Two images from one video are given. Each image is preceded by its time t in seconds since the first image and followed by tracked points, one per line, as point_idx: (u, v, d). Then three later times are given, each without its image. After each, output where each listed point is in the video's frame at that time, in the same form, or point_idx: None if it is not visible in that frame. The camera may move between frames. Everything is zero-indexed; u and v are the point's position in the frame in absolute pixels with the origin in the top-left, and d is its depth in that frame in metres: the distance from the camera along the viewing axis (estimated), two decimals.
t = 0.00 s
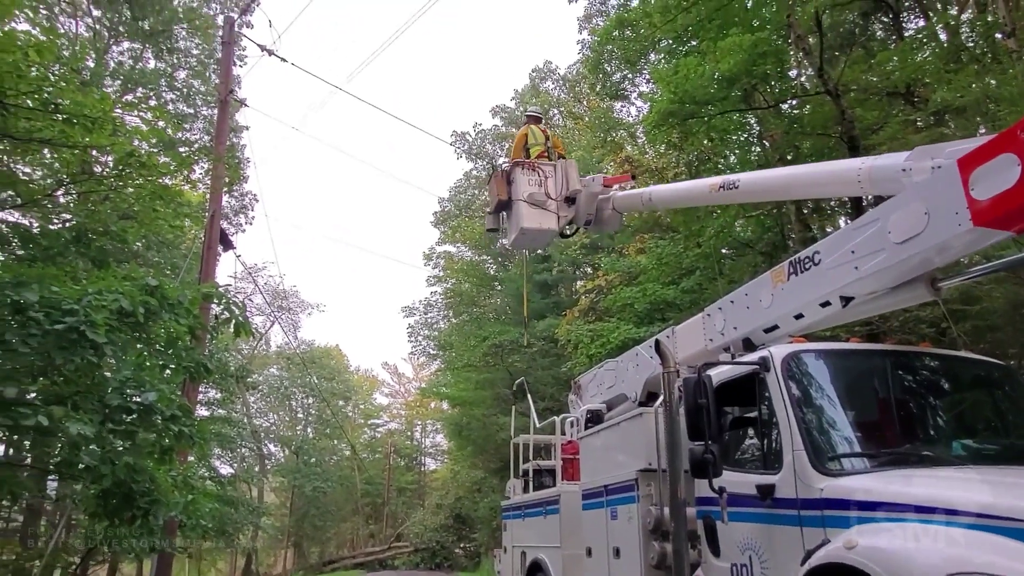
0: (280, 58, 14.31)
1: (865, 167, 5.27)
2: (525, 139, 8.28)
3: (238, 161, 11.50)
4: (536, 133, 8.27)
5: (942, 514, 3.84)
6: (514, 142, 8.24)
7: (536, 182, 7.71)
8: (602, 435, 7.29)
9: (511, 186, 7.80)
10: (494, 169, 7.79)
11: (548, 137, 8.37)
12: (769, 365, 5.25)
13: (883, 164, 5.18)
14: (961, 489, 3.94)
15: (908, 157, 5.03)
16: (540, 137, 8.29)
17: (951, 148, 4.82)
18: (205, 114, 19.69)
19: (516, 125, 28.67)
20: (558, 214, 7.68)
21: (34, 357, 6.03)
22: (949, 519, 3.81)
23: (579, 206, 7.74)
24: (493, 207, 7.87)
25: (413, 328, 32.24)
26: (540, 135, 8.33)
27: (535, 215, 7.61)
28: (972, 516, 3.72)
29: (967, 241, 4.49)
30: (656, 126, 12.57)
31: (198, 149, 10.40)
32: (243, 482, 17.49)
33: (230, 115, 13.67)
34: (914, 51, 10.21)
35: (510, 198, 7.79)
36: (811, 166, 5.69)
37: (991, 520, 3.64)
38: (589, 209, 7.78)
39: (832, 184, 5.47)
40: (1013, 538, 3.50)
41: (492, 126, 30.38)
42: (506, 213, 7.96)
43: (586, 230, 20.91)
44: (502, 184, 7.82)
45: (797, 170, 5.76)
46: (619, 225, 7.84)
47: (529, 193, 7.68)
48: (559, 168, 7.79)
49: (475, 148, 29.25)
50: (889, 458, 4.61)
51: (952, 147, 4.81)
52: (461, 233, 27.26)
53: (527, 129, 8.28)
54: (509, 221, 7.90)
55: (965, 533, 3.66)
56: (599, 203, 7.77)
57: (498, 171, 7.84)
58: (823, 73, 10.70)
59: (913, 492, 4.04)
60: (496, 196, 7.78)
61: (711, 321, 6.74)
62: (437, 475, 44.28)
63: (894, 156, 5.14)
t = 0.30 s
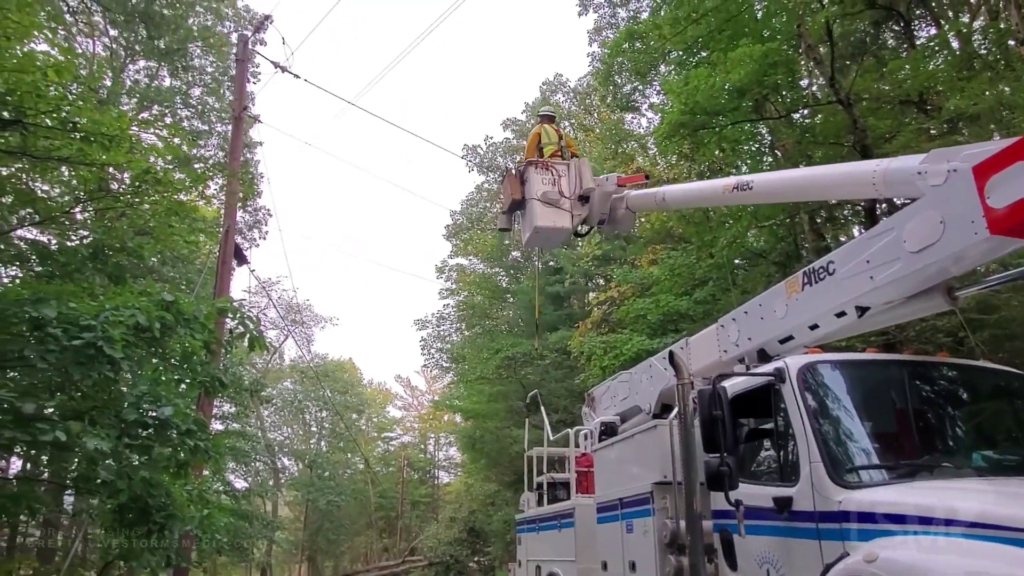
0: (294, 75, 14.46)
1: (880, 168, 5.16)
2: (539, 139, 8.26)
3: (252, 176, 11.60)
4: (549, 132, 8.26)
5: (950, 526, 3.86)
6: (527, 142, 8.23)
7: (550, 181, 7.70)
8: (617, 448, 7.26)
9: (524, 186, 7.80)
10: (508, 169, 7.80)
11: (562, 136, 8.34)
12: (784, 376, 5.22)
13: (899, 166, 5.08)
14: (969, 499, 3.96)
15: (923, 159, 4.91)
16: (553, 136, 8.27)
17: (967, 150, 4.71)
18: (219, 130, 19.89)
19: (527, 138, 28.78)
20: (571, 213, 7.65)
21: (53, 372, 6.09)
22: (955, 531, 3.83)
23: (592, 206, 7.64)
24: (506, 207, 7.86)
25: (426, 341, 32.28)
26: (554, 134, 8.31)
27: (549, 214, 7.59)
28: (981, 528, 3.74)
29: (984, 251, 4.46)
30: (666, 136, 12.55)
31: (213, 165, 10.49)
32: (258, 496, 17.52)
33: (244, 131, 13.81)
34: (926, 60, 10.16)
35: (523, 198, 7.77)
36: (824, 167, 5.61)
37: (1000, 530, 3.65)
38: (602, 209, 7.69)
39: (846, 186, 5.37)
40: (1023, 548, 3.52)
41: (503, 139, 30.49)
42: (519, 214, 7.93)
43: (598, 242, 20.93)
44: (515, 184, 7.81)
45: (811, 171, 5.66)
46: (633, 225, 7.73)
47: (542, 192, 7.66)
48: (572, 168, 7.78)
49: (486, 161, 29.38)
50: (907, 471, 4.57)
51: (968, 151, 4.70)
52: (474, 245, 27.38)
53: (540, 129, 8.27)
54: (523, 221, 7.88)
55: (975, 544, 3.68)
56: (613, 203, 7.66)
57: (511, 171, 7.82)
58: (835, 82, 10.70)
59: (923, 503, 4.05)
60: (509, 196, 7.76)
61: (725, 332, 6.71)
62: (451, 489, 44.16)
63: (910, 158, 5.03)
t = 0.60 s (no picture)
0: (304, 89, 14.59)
1: (890, 169, 5.14)
2: (548, 135, 8.28)
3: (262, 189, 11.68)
4: (559, 129, 8.27)
5: (955, 535, 3.87)
6: (537, 139, 8.25)
7: (560, 177, 7.67)
8: (628, 458, 7.23)
9: (534, 182, 7.76)
10: (517, 166, 7.77)
11: (571, 132, 8.35)
12: (796, 386, 5.18)
13: (910, 166, 5.06)
14: (975, 506, 3.96)
15: (935, 160, 4.89)
16: (563, 133, 8.27)
17: (978, 151, 4.71)
18: (230, 144, 20.06)
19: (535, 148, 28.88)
20: (581, 209, 7.61)
21: (66, 385, 6.13)
22: (959, 539, 3.85)
23: (602, 201, 7.63)
24: (516, 204, 7.82)
25: (435, 351, 32.31)
26: (563, 131, 8.32)
27: (559, 210, 7.53)
28: (984, 536, 3.76)
29: (996, 257, 4.43)
30: (674, 146, 12.57)
31: (224, 178, 10.57)
32: (270, 508, 17.52)
33: (254, 144, 13.92)
34: (934, 66, 10.38)
35: (533, 194, 7.73)
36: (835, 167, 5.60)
37: (1001, 537, 3.67)
38: (612, 205, 7.69)
39: (856, 186, 5.36)
40: None
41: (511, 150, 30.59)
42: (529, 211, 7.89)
43: (607, 251, 20.95)
44: (525, 180, 7.77)
45: (822, 170, 5.65)
46: (642, 222, 7.73)
47: (552, 188, 7.62)
48: (582, 164, 7.79)
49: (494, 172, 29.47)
50: (922, 480, 4.54)
51: (980, 151, 4.70)
52: (482, 256, 27.47)
53: (550, 126, 8.29)
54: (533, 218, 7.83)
55: (980, 552, 3.69)
56: (623, 199, 7.66)
57: (521, 168, 7.80)
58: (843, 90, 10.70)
59: (927, 512, 4.07)
60: (520, 192, 7.73)
61: (736, 340, 6.69)
62: (461, 500, 44.08)
63: (921, 159, 5.01)
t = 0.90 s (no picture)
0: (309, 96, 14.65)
1: (898, 165, 5.12)
2: (555, 128, 8.30)
3: (269, 196, 11.73)
4: (566, 121, 8.30)
5: (961, 540, 3.88)
6: (543, 132, 8.27)
7: (565, 169, 7.72)
8: (636, 463, 7.21)
9: (540, 174, 7.82)
10: (523, 158, 7.84)
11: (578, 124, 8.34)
12: (804, 390, 5.16)
13: (917, 163, 5.02)
14: (984, 512, 3.96)
15: (942, 157, 4.87)
16: (569, 125, 8.29)
17: (986, 149, 4.71)
18: (236, 151, 20.14)
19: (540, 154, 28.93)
20: (587, 200, 7.65)
21: (74, 392, 6.14)
22: (966, 544, 3.85)
23: (607, 193, 7.59)
24: (523, 196, 7.90)
25: (441, 357, 32.33)
26: (570, 122, 8.33)
27: (565, 201, 7.61)
28: (990, 541, 3.77)
29: (1004, 260, 4.42)
30: (679, 150, 12.57)
31: (231, 186, 10.61)
32: (277, 514, 17.54)
33: (261, 152, 13.98)
34: (940, 68, 10.39)
35: (539, 186, 7.80)
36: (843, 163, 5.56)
37: (1009, 541, 3.67)
38: (618, 197, 7.62)
39: (864, 182, 5.34)
40: None
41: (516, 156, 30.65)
42: (536, 202, 7.97)
43: (612, 256, 20.98)
44: (531, 172, 7.85)
45: (829, 166, 5.62)
46: (649, 214, 7.65)
47: (558, 180, 7.68)
48: (588, 155, 7.79)
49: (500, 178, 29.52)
50: (932, 485, 4.52)
51: (988, 149, 4.70)
52: (488, 261, 27.51)
53: (556, 117, 8.31)
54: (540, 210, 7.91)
55: (988, 556, 3.69)
56: (629, 190, 7.58)
57: (527, 160, 7.87)
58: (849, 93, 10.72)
59: (934, 517, 4.07)
60: (526, 184, 7.81)
61: (743, 345, 6.68)
62: (468, 506, 44.04)
63: (928, 155, 4.98)
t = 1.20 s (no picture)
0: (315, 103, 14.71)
1: (905, 161, 5.04)
2: (560, 120, 8.28)
3: (275, 203, 11.78)
4: (571, 113, 8.29)
5: (962, 544, 3.89)
6: (548, 123, 8.25)
7: (572, 160, 7.67)
8: (642, 468, 7.19)
9: (547, 166, 7.74)
10: (529, 150, 7.76)
11: (583, 117, 8.35)
12: (811, 394, 5.14)
13: (924, 158, 4.94)
14: (990, 516, 3.93)
15: (950, 154, 4.80)
16: (574, 117, 8.28)
17: (994, 146, 4.60)
18: (242, 158, 20.21)
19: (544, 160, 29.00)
20: (594, 192, 7.61)
21: (82, 400, 6.15)
22: (967, 549, 3.86)
23: (614, 184, 7.59)
24: (528, 188, 7.83)
25: (447, 363, 32.35)
26: (575, 115, 8.33)
27: (572, 192, 7.56)
28: (999, 546, 3.74)
29: (1011, 264, 4.40)
30: (682, 154, 12.47)
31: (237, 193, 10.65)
32: (283, 521, 17.54)
33: (266, 158, 14.06)
34: (945, 72, 10.31)
35: (545, 178, 7.72)
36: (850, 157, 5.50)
37: (1008, 545, 3.68)
38: (625, 188, 7.63)
39: (871, 178, 5.27)
40: None
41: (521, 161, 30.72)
42: (541, 195, 7.90)
43: (617, 261, 21.01)
44: (537, 164, 7.79)
45: (836, 161, 5.55)
46: (655, 206, 7.69)
47: (565, 171, 7.62)
48: (594, 147, 7.76)
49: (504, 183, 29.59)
50: (939, 490, 4.50)
51: (996, 146, 4.59)
52: (494, 266, 27.56)
53: (561, 110, 8.30)
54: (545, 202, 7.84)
55: (986, 560, 3.71)
56: (636, 182, 7.60)
57: (534, 152, 7.82)
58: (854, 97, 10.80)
59: (941, 522, 4.05)
60: (531, 176, 7.73)
61: (749, 349, 6.67)
62: (475, 512, 44.00)
63: (936, 152, 4.91)
